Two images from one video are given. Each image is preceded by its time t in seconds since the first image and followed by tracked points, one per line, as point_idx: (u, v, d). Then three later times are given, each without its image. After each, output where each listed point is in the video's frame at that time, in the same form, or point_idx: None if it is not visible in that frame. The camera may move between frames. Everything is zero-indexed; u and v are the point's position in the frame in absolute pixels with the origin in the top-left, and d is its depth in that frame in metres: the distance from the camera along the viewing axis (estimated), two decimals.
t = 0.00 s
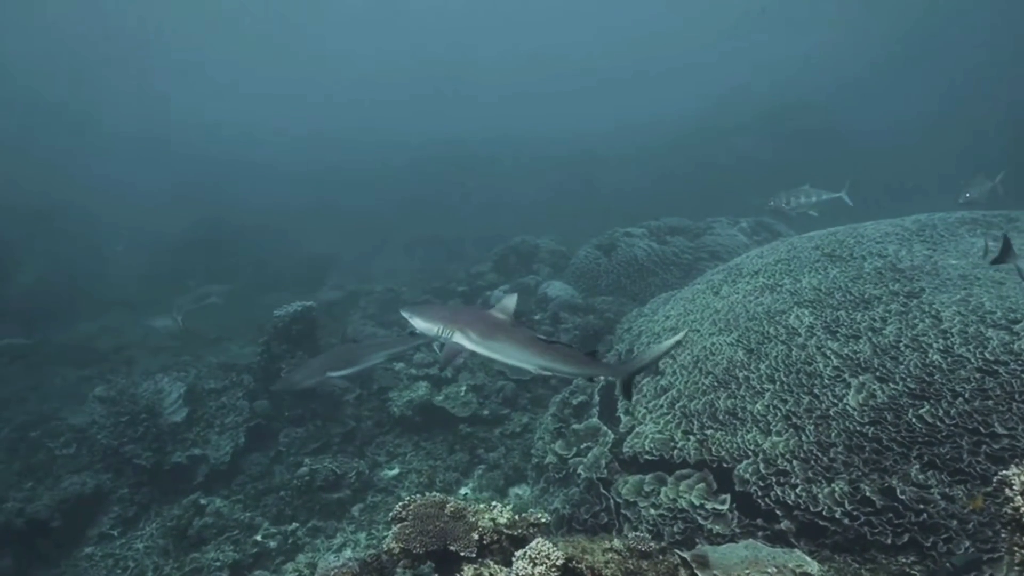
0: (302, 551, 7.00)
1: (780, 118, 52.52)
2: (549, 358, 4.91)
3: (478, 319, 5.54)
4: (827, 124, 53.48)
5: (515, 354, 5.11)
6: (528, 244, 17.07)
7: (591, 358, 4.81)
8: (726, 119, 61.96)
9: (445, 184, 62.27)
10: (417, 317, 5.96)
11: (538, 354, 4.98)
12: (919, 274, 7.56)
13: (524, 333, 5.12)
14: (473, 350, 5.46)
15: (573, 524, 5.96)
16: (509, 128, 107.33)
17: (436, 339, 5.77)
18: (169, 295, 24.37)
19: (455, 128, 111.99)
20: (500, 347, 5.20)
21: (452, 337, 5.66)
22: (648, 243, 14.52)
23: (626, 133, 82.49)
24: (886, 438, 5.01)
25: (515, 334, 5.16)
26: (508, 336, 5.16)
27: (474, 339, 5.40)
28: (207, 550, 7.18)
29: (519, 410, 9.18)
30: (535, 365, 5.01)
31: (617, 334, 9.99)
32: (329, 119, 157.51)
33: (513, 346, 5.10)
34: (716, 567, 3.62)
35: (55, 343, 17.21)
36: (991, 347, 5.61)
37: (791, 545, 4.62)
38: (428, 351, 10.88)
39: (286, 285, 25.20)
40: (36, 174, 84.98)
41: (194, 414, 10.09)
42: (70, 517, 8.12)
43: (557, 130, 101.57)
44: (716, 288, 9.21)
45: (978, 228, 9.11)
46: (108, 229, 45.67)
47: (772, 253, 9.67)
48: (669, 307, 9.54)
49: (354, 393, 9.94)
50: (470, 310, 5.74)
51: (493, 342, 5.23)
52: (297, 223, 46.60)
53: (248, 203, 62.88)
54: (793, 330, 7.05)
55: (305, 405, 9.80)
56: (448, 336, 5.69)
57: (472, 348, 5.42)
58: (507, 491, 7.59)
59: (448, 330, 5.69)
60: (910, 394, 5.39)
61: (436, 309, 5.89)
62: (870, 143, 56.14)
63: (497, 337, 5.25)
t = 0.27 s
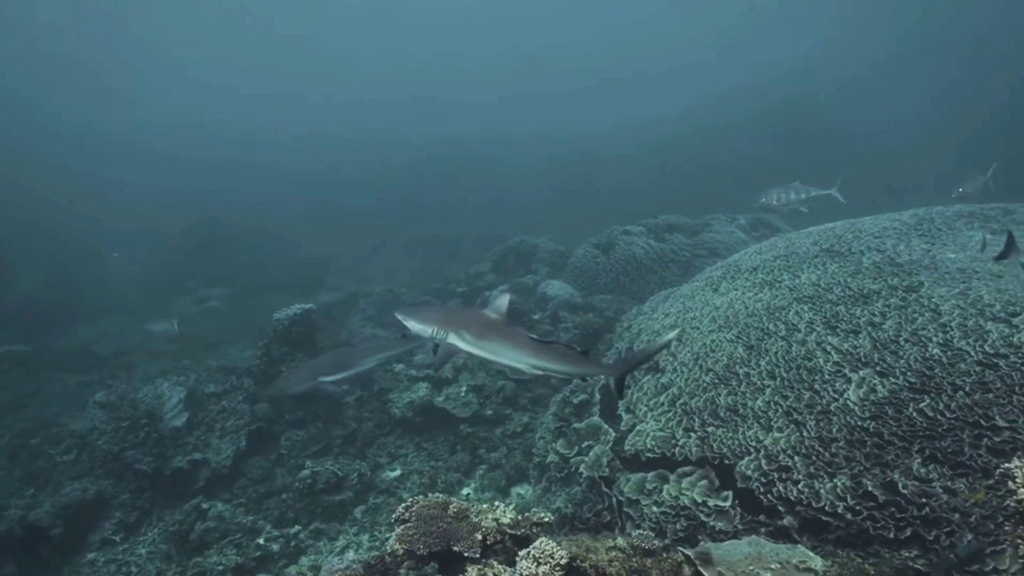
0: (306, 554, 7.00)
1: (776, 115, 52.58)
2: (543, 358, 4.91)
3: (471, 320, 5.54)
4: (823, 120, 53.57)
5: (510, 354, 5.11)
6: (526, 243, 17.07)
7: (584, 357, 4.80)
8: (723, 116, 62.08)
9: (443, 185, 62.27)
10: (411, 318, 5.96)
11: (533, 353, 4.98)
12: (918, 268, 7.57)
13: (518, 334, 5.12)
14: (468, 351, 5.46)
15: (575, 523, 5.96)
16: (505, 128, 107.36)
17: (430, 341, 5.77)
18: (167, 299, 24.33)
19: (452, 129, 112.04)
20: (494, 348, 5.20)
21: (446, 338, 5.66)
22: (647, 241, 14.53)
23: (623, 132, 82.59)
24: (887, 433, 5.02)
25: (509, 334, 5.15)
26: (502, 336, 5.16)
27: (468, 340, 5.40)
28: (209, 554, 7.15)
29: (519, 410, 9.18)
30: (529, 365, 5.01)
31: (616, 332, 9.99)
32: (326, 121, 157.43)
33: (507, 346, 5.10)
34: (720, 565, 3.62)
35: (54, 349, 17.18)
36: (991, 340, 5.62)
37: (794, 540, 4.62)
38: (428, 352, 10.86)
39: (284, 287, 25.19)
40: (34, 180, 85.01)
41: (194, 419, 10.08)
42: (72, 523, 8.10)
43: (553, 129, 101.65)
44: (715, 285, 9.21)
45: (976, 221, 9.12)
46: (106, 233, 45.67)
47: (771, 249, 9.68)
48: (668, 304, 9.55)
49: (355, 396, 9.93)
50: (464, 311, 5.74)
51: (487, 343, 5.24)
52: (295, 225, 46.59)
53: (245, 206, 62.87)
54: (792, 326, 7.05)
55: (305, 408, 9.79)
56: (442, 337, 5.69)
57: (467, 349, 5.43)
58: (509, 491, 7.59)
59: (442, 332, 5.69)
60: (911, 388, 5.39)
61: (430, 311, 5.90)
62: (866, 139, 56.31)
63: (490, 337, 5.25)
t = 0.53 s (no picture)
0: (306, 549, 7.01)
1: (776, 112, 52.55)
2: (537, 354, 4.93)
3: (466, 317, 5.56)
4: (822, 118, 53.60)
5: (504, 350, 5.14)
6: (526, 240, 17.07)
7: (577, 352, 4.82)
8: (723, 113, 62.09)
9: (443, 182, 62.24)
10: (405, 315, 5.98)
11: (527, 349, 5.00)
12: (918, 265, 7.56)
13: (512, 330, 5.14)
14: (463, 348, 5.48)
15: (575, 519, 5.98)
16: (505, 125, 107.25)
17: (426, 337, 5.80)
18: (166, 296, 24.32)
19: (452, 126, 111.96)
20: (489, 344, 5.22)
21: (441, 335, 5.69)
22: (647, 237, 14.53)
23: (623, 129, 82.59)
24: (887, 429, 5.03)
25: (503, 331, 5.17)
26: (497, 333, 5.18)
27: (463, 337, 5.43)
28: (209, 549, 7.16)
29: (519, 406, 9.19)
30: (523, 361, 5.03)
31: (616, 329, 10.00)
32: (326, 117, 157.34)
33: (502, 342, 5.12)
34: (719, 560, 3.63)
35: (54, 345, 17.18)
36: (991, 337, 5.62)
37: (794, 536, 4.62)
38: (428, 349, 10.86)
39: (284, 284, 25.18)
40: (34, 179, 84.95)
41: (195, 414, 10.09)
42: (72, 518, 8.12)
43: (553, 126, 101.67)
44: (716, 281, 9.21)
45: (976, 218, 9.11)
46: (106, 230, 45.65)
47: (771, 246, 9.68)
48: (669, 301, 9.55)
49: (355, 392, 9.94)
50: (458, 308, 5.76)
51: (481, 339, 5.26)
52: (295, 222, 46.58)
53: (245, 203, 62.85)
54: (793, 323, 7.06)
55: (305, 404, 9.79)
56: (436, 333, 5.72)
57: (462, 345, 5.45)
58: (509, 487, 7.60)
59: (436, 328, 5.72)
60: (911, 385, 5.40)
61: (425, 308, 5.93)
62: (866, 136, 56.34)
63: (485, 333, 5.27)
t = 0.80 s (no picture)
0: (308, 542, 7.03)
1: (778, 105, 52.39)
2: (532, 345, 4.95)
3: (463, 310, 5.60)
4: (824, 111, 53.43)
5: (499, 342, 5.17)
6: (527, 234, 17.04)
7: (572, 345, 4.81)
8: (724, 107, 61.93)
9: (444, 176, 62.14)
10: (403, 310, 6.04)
11: (522, 340, 5.02)
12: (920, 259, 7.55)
13: (508, 322, 5.17)
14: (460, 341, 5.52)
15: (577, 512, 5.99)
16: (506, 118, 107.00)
17: (423, 331, 5.84)
18: (167, 290, 24.32)
19: (453, 120, 111.64)
20: (485, 337, 5.26)
21: (438, 329, 5.73)
22: (648, 231, 14.52)
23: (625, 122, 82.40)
24: (888, 424, 5.03)
25: (499, 324, 5.21)
26: (493, 326, 5.21)
27: (459, 331, 5.47)
28: (212, 542, 7.18)
29: (521, 400, 9.20)
30: (518, 353, 5.05)
31: (617, 323, 10.00)
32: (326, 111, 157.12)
33: (497, 335, 5.15)
34: (720, 554, 3.64)
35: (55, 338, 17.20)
36: (993, 332, 5.62)
37: (795, 529, 4.63)
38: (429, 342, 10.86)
39: (285, 277, 25.19)
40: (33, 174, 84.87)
41: (196, 407, 10.10)
42: (75, 511, 8.14)
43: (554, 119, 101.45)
44: (717, 276, 9.21)
45: (979, 213, 9.10)
46: (107, 224, 45.63)
47: (773, 241, 9.67)
48: (670, 295, 9.55)
49: (357, 385, 9.95)
50: (455, 302, 5.82)
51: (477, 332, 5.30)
52: (296, 216, 46.53)
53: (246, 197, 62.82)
54: (794, 317, 7.06)
55: (306, 397, 9.79)
56: (433, 327, 5.77)
57: (458, 339, 5.50)
58: (510, 481, 7.61)
59: (434, 322, 5.78)
60: (913, 379, 5.40)
61: (423, 303, 5.99)
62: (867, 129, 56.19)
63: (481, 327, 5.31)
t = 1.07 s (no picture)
0: (312, 540, 7.03)
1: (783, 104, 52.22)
2: (528, 342, 4.95)
3: (463, 308, 5.63)
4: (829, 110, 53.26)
5: (496, 340, 5.18)
6: (531, 233, 17.02)
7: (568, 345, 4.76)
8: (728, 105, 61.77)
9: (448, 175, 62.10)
10: (404, 308, 6.09)
11: (518, 338, 5.02)
12: (926, 259, 7.52)
13: (506, 320, 5.18)
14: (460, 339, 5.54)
15: (581, 511, 5.99)
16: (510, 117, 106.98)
17: (423, 329, 5.89)
18: (171, 288, 24.37)
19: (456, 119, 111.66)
20: (484, 335, 5.28)
21: (438, 326, 5.77)
22: (652, 231, 14.49)
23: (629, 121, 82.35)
24: (894, 424, 5.01)
25: (497, 322, 5.22)
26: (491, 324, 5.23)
27: (458, 328, 5.50)
28: (217, 540, 7.19)
29: (525, 399, 9.20)
30: (515, 350, 5.05)
31: (622, 322, 9.99)
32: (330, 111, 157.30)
33: (494, 333, 5.17)
34: (725, 555, 3.63)
35: (60, 336, 17.24)
36: (1000, 331, 5.59)
37: (801, 530, 4.62)
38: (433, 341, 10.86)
39: (289, 276, 25.22)
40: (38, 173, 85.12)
41: (201, 405, 10.12)
42: (81, 508, 8.16)
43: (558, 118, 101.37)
44: (721, 275, 9.19)
45: (985, 212, 9.06)
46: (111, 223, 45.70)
47: (777, 240, 9.65)
48: (674, 294, 9.54)
49: (361, 385, 9.95)
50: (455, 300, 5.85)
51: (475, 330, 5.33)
52: (300, 215, 46.55)
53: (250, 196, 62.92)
54: (799, 317, 7.04)
55: (311, 396, 9.80)
56: (433, 326, 5.82)
57: (457, 336, 5.52)
58: (514, 479, 7.61)
59: (434, 320, 5.81)
60: (919, 379, 5.37)
61: (425, 301, 6.04)
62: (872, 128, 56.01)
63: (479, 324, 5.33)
